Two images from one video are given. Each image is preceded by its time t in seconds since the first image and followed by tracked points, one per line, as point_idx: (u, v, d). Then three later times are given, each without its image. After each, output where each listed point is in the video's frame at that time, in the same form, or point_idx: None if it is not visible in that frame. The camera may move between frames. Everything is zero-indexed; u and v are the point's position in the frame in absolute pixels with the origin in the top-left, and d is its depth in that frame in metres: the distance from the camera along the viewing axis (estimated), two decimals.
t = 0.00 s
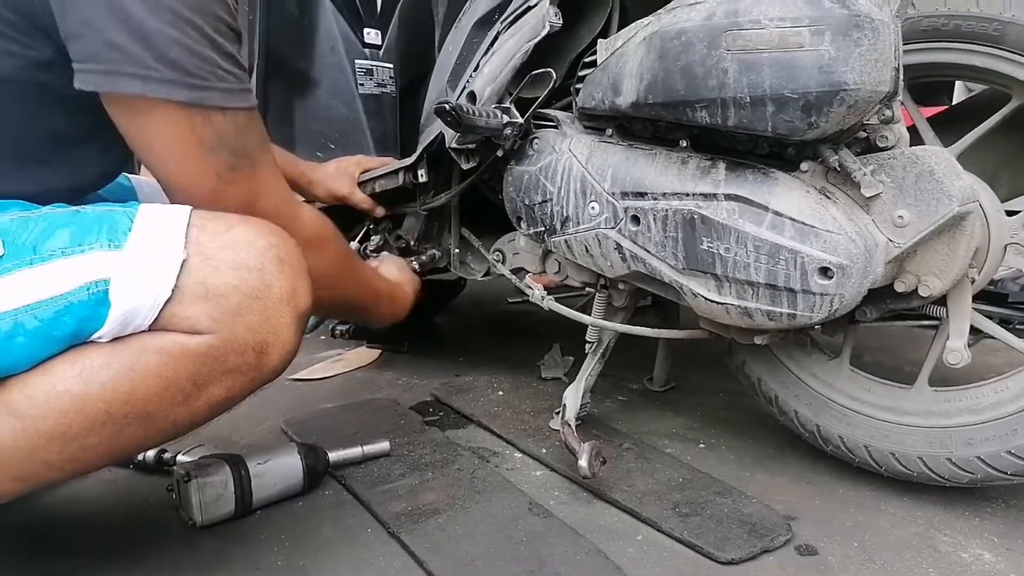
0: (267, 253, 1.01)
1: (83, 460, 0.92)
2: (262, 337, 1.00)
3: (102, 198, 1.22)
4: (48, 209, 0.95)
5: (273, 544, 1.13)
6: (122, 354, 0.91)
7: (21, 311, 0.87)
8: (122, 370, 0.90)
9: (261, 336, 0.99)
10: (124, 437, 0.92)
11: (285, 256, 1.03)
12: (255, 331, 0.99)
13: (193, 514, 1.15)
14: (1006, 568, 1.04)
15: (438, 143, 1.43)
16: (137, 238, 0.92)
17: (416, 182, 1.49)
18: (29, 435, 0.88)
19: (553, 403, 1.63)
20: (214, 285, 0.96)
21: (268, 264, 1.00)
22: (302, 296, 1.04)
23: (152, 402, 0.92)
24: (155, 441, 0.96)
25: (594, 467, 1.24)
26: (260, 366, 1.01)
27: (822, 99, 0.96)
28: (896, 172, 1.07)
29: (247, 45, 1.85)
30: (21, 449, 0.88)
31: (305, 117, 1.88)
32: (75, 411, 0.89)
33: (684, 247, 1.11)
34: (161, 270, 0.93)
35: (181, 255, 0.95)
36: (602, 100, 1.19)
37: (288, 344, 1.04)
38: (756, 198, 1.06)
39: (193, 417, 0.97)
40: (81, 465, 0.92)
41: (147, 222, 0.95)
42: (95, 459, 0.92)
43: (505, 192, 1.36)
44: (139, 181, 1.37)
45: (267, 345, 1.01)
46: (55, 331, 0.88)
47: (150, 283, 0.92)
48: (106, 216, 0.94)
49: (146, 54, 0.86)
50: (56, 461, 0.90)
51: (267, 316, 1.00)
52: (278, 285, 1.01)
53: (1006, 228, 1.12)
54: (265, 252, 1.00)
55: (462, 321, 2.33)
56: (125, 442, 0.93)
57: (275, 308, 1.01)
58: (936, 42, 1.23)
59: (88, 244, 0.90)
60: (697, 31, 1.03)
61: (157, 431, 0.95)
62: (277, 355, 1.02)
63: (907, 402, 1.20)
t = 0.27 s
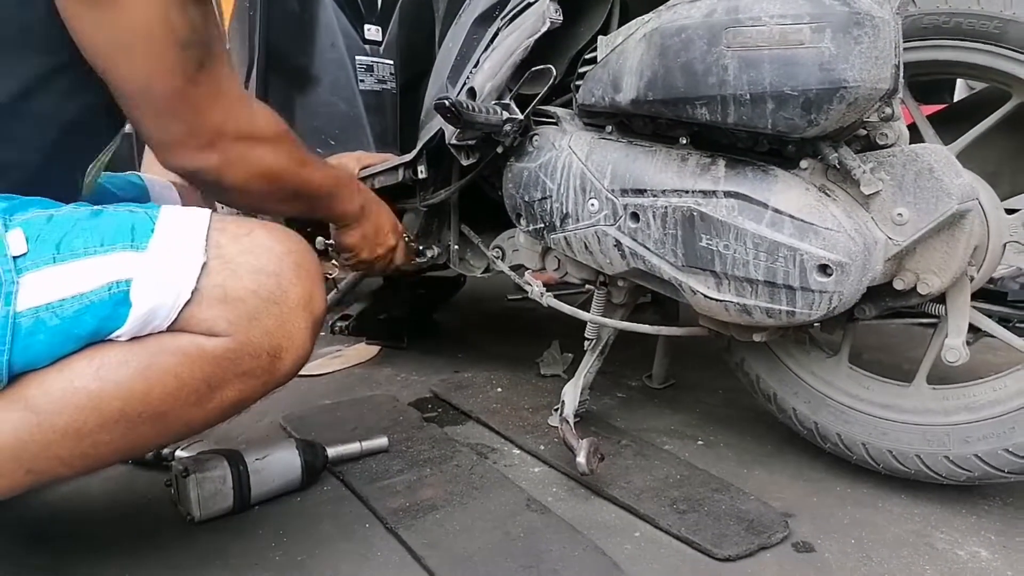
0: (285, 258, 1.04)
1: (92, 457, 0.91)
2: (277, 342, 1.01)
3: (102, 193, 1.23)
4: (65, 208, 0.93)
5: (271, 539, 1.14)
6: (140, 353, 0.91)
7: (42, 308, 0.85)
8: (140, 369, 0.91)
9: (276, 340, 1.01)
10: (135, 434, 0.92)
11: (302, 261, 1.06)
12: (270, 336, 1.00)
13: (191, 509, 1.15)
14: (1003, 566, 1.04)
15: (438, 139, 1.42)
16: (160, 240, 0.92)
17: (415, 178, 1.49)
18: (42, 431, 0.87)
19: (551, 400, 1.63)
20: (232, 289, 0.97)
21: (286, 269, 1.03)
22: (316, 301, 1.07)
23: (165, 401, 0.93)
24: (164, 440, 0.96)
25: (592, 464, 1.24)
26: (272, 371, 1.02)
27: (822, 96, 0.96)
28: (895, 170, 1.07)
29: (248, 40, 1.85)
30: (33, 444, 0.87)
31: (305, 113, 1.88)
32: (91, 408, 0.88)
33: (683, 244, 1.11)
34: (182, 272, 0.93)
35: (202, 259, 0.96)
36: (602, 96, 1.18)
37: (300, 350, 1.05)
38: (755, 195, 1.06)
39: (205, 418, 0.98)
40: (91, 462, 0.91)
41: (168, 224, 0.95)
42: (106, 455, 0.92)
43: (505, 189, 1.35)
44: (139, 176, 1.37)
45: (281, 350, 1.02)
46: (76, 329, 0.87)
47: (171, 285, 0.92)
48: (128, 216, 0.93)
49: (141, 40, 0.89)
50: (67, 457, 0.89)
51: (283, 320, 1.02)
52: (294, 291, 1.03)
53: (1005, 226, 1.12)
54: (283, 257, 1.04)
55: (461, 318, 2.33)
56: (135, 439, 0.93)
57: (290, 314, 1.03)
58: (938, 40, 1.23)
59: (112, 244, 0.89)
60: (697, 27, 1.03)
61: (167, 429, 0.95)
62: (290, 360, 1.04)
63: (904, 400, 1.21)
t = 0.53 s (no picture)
0: (278, 258, 1.01)
1: (89, 461, 0.91)
2: (271, 342, 1.00)
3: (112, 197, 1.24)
4: (60, 213, 0.95)
5: (276, 542, 1.14)
6: (134, 355, 0.91)
7: (36, 311, 0.86)
8: (134, 370, 0.91)
9: (271, 340, 1.00)
10: (131, 435, 0.92)
11: (296, 260, 1.04)
12: (264, 336, 0.99)
13: (198, 511, 1.16)
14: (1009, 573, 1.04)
15: (445, 144, 1.43)
16: (153, 241, 0.93)
17: (422, 183, 1.50)
18: (38, 435, 0.87)
19: (557, 404, 1.63)
20: (226, 290, 0.97)
21: (279, 268, 1.01)
22: (310, 301, 1.05)
23: (161, 403, 0.93)
24: (162, 442, 0.96)
25: (597, 469, 1.24)
26: (268, 370, 1.01)
27: (826, 103, 0.96)
28: (900, 176, 1.07)
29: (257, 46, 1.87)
30: (29, 448, 0.87)
31: (313, 118, 1.90)
32: (86, 410, 0.88)
33: (688, 250, 1.12)
34: (174, 273, 0.93)
35: (193, 260, 0.95)
36: (607, 102, 1.19)
37: (295, 350, 1.04)
38: (760, 201, 1.06)
39: (202, 420, 0.98)
40: (88, 465, 0.92)
41: (161, 225, 0.95)
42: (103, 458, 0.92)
43: (510, 194, 1.36)
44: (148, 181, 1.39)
45: (276, 350, 1.01)
46: (69, 331, 0.88)
47: (164, 286, 0.92)
48: (122, 219, 0.94)
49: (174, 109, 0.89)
50: (64, 460, 0.89)
51: (277, 320, 1.00)
52: (287, 290, 1.01)
53: (1011, 233, 1.12)
54: (276, 257, 1.01)
55: (468, 322, 2.34)
56: (132, 442, 0.93)
57: (285, 313, 1.01)
58: (943, 47, 1.23)
59: (104, 247, 0.90)
60: (702, 34, 1.03)
61: (164, 431, 0.95)
62: (285, 359, 1.03)
63: (910, 407, 1.20)
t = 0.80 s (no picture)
0: (269, 253, 1.02)
1: (77, 461, 0.91)
2: (262, 339, 1.00)
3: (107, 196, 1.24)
4: (46, 208, 0.94)
5: (272, 541, 1.14)
6: (120, 354, 0.91)
7: (20, 309, 0.86)
8: (120, 370, 0.90)
9: (262, 337, 0.99)
10: (119, 436, 0.92)
11: (288, 256, 1.04)
12: (254, 333, 0.99)
13: (193, 511, 1.15)
14: (1005, 571, 1.04)
15: (441, 143, 1.43)
16: (138, 237, 0.92)
17: (418, 183, 1.50)
18: (24, 435, 0.87)
19: (554, 403, 1.63)
20: (214, 287, 0.96)
21: (270, 264, 1.01)
22: (303, 296, 1.05)
23: (148, 403, 0.93)
24: (151, 441, 0.96)
25: (593, 468, 1.24)
26: (259, 368, 1.01)
27: (822, 102, 0.96)
28: (896, 175, 1.07)
29: (253, 45, 1.87)
30: (15, 448, 0.88)
31: (309, 117, 1.89)
32: (72, 410, 0.89)
33: (685, 249, 1.12)
34: (160, 269, 0.92)
35: (181, 255, 0.95)
36: (604, 101, 1.19)
37: (288, 346, 1.04)
38: (756, 200, 1.06)
39: (191, 419, 0.98)
40: (77, 464, 0.92)
41: (146, 221, 0.94)
42: (91, 457, 0.92)
43: (507, 193, 1.36)
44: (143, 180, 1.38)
45: (268, 347, 1.01)
46: (53, 329, 0.87)
47: (150, 283, 0.91)
48: (108, 214, 0.93)
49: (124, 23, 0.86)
50: (51, 460, 0.90)
51: (269, 317, 1.00)
52: (279, 287, 1.01)
53: (1007, 232, 1.12)
54: (267, 253, 1.01)
55: (465, 321, 2.34)
56: (120, 441, 0.93)
57: (276, 310, 1.01)
58: (939, 46, 1.23)
59: (88, 243, 0.89)
60: (698, 33, 1.03)
61: (152, 430, 0.95)
62: (278, 356, 1.03)
63: (907, 405, 1.20)
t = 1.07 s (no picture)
0: (262, 249, 1.01)
1: (75, 457, 0.91)
2: (257, 334, 1.00)
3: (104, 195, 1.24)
4: (38, 208, 0.94)
5: (272, 540, 1.14)
6: (117, 350, 0.91)
7: (16, 308, 0.86)
8: (117, 366, 0.90)
9: (256, 333, 1.00)
10: (117, 432, 0.92)
11: (280, 251, 1.03)
12: (250, 329, 0.99)
13: (193, 510, 1.15)
14: (1006, 568, 1.04)
15: (440, 141, 1.43)
16: (133, 234, 0.91)
17: (417, 180, 1.49)
18: (21, 432, 0.87)
19: (554, 401, 1.63)
20: (209, 282, 0.96)
21: (263, 260, 1.01)
22: (296, 292, 1.05)
23: (145, 399, 0.92)
24: (149, 437, 0.96)
25: (594, 465, 1.24)
26: (255, 363, 1.01)
27: (822, 97, 0.96)
28: (897, 171, 1.06)
29: (251, 44, 1.86)
30: (12, 446, 0.87)
31: (308, 116, 1.89)
32: (69, 407, 0.88)
33: (684, 245, 1.11)
34: (155, 266, 0.92)
35: (176, 251, 0.94)
36: (603, 98, 1.19)
37: (282, 341, 1.04)
38: (756, 196, 1.06)
39: (188, 414, 0.97)
40: (74, 461, 0.91)
41: (141, 218, 0.94)
42: (89, 454, 0.92)
43: (506, 190, 1.36)
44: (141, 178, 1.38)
45: (262, 342, 1.01)
46: (49, 327, 0.87)
47: (146, 280, 0.91)
48: (102, 213, 0.93)
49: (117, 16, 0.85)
50: (48, 457, 0.89)
51: (264, 312, 1.00)
52: (273, 281, 1.01)
53: (1007, 227, 1.12)
54: (261, 248, 1.01)
55: (465, 320, 2.34)
56: (117, 438, 0.92)
57: (270, 305, 1.01)
58: (939, 41, 1.23)
59: (82, 241, 0.89)
60: (697, 29, 1.03)
61: (149, 426, 0.94)
62: (272, 351, 1.03)
63: (907, 402, 1.20)
